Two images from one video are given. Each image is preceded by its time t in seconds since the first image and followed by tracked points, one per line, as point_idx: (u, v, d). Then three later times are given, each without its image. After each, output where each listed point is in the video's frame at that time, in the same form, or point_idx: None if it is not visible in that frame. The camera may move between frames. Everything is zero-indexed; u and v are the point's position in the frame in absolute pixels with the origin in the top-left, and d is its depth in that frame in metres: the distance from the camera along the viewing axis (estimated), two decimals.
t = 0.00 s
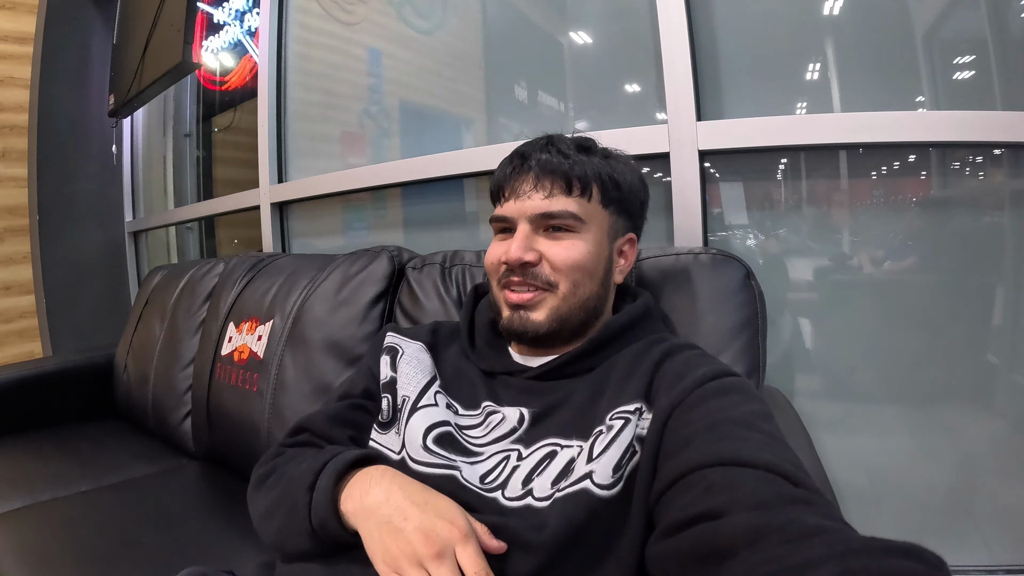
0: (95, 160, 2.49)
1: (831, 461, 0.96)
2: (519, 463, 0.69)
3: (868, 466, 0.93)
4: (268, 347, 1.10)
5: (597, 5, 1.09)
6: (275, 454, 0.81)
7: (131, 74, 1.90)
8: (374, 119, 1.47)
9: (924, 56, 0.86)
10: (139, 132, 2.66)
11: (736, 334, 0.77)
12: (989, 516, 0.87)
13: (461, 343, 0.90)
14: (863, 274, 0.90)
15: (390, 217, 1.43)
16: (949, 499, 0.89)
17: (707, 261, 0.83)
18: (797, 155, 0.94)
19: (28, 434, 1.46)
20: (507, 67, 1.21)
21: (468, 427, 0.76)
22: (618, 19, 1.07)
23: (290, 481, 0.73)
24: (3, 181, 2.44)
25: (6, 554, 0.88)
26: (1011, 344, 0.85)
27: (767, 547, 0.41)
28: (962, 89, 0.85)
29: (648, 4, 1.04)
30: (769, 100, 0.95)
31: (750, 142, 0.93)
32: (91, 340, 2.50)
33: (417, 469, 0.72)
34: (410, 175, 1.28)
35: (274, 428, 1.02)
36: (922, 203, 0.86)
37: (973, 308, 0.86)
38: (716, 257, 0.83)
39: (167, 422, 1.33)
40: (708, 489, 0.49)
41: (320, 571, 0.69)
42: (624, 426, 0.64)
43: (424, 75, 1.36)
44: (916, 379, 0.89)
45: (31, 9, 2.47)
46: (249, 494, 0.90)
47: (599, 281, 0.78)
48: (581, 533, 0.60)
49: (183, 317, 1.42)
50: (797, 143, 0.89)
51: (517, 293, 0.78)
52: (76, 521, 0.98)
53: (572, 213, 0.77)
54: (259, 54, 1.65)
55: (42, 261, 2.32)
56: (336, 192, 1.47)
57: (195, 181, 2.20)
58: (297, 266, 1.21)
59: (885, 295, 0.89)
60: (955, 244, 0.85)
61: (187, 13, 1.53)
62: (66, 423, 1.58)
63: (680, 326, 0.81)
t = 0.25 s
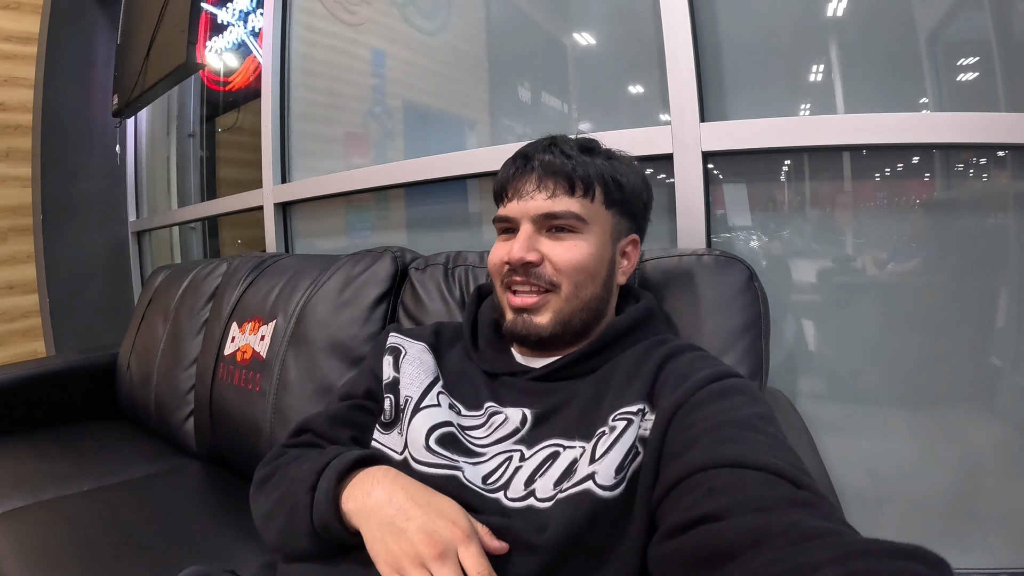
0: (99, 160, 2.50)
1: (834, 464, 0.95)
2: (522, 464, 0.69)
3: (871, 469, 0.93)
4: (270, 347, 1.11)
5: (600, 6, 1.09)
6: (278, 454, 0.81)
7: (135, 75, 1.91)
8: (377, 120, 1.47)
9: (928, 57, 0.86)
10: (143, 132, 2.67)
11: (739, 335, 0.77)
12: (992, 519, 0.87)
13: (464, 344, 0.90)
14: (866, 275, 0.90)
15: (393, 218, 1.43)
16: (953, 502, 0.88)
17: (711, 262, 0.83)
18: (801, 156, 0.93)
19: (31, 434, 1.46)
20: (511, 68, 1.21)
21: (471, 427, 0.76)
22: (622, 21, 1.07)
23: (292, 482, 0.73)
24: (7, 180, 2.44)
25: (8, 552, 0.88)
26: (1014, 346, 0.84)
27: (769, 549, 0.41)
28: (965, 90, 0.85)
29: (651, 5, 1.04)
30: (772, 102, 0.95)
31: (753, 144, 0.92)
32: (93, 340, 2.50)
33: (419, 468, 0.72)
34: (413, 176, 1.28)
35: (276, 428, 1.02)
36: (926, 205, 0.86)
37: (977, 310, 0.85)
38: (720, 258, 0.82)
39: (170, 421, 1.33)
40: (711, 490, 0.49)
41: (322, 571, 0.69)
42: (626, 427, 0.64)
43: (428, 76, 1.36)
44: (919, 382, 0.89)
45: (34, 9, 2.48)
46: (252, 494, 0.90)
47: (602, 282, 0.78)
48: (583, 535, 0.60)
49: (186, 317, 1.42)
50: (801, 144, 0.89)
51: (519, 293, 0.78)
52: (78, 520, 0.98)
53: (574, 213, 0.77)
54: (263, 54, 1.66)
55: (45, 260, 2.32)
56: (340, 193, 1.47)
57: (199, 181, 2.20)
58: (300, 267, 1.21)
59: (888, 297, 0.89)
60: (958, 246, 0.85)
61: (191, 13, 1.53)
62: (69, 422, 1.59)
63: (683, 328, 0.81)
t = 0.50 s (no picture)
0: (103, 160, 2.50)
1: (837, 466, 0.95)
2: (524, 465, 0.69)
3: (874, 471, 0.92)
4: (273, 347, 1.11)
5: (604, 7, 1.09)
6: (280, 454, 0.81)
7: (139, 75, 1.91)
8: (381, 121, 1.47)
9: (933, 59, 0.85)
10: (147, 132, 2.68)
11: (742, 337, 0.76)
12: (997, 523, 0.86)
13: (466, 345, 0.90)
14: (870, 277, 0.90)
15: (396, 218, 1.43)
16: (956, 505, 0.88)
17: (715, 264, 0.82)
18: (804, 158, 0.93)
19: (35, 433, 1.47)
20: (514, 69, 1.21)
21: (474, 428, 0.77)
22: (625, 22, 1.06)
23: (294, 484, 0.73)
24: (12, 180, 2.46)
25: (11, 551, 0.88)
26: (1018, 349, 0.84)
27: (772, 551, 0.41)
28: (970, 92, 0.84)
29: (655, 7, 1.03)
30: (776, 103, 0.95)
31: (757, 145, 0.92)
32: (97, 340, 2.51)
33: (421, 469, 0.72)
34: (416, 176, 1.28)
35: (279, 428, 1.02)
36: (930, 207, 0.86)
37: (981, 313, 0.85)
38: (724, 260, 0.82)
39: (172, 421, 1.33)
40: (713, 492, 0.49)
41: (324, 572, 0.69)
42: (629, 429, 0.64)
43: (431, 77, 1.36)
44: (923, 385, 0.89)
45: (39, 9, 2.49)
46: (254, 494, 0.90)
47: (605, 283, 0.78)
48: (585, 536, 0.59)
49: (190, 317, 1.42)
50: (805, 146, 0.89)
51: (522, 293, 0.78)
52: (81, 519, 0.98)
53: (578, 214, 0.77)
54: (267, 55, 1.66)
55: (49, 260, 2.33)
56: (343, 193, 1.47)
57: (202, 182, 2.21)
58: (303, 267, 1.21)
59: (892, 299, 0.89)
60: (963, 247, 0.85)
61: (195, 14, 1.53)
62: (72, 422, 1.59)
63: (687, 329, 0.81)
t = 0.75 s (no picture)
0: (106, 160, 2.51)
1: (839, 467, 0.95)
2: (525, 466, 0.69)
3: (875, 472, 0.92)
4: (276, 347, 1.11)
5: (607, 8, 1.09)
6: (282, 454, 0.81)
7: (143, 76, 1.92)
8: (384, 121, 1.47)
9: (936, 60, 0.85)
10: (150, 132, 2.69)
11: (744, 338, 0.76)
12: (1000, 526, 0.86)
13: (468, 345, 0.90)
14: (873, 279, 0.90)
15: (399, 219, 1.43)
16: (959, 507, 0.88)
17: (717, 265, 0.82)
18: (808, 159, 0.93)
19: (39, 432, 1.47)
20: (517, 70, 1.22)
21: (474, 429, 0.77)
22: (629, 23, 1.06)
23: (295, 483, 0.73)
24: (16, 180, 2.47)
25: (14, 549, 0.89)
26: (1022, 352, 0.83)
27: (772, 553, 0.41)
28: (973, 93, 0.84)
29: (658, 8, 1.03)
30: (779, 104, 0.95)
31: (760, 147, 0.92)
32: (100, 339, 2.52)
33: (422, 469, 0.72)
34: (419, 177, 1.29)
35: (281, 428, 1.02)
36: (933, 208, 0.86)
37: (985, 314, 0.84)
38: (726, 261, 0.82)
39: (175, 421, 1.33)
40: (714, 494, 0.49)
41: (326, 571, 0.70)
42: (630, 430, 0.64)
43: (435, 78, 1.36)
44: (925, 386, 0.88)
45: (44, 10, 2.50)
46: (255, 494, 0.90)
47: (607, 284, 0.77)
48: (586, 537, 0.59)
49: (192, 317, 1.43)
50: (807, 147, 0.89)
51: (524, 292, 0.78)
52: (83, 518, 0.98)
53: (580, 214, 0.77)
54: (270, 55, 1.67)
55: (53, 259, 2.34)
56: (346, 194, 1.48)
57: (206, 182, 2.22)
58: (306, 267, 1.21)
59: (894, 301, 0.89)
60: (966, 249, 0.84)
61: (198, 14, 1.54)
62: (76, 421, 1.59)
63: (688, 331, 0.81)
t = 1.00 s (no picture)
0: (110, 161, 2.52)
1: (841, 470, 0.95)
2: (525, 468, 0.69)
3: (877, 475, 0.92)
4: (278, 349, 1.11)
5: (611, 9, 1.09)
6: (282, 456, 0.81)
7: (147, 77, 1.92)
8: (388, 123, 1.47)
9: (941, 61, 0.85)
10: (154, 133, 2.69)
11: (745, 341, 0.76)
12: (1001, 528, 0.85)
13: (470, 347, 0.90)
14: (876, 280, 0.89)
15: (402, 220, 1.43)
16: (961, 510, 0.87)
17: (719, 268, 0.82)
18: (812, 161, 0.93)
19: (42, 432, 1.48)
20: (520, 72, 1.22)
21: (475, 431, 0.76)
22: (632, 24, 1.06)
23: (295, 485, 0.73)
24: (20, 181, 2.48)
25: (16, 548, 0.89)
26: None
27: (771, 556, 0.41)
28: (978, 94, 0.83)
29: (661, 9, 1.03)
30: (783, 106, 0.95)
31: (764, 148, 0.92)
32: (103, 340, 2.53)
33: (422, 471, 0.72)
34: (422, 179, 1.29)
35: (283, 429, 1.03)
36: (937, 209, 0.85)
37: (988, 317, 0.84)
38: (728, 264, 0.82)
39: (177, 421, 1.34)
40: (713, 497, 0.49)
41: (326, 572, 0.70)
42: (630, 433, 0.64)
43: (438, 79, 1.36)
44: (928, 389, 0.88)
45: (48, 11, 2.51)
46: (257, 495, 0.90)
47: (608, 286, 0.77)
48: (585, 540, 0.59)
49: (195, 318, 1.43)
50: (811, 149, 0.89)
51: (524, 294, 0.78)
52: (85, 518, 0.98)
53: (582, 216, 0.77)
54: (274, 56, 1.67)
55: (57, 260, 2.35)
56: (350, 195, 1.48)
57: (209, 183, 2.22)
58: (308, 269, 1.22)
59: (897, 303, 0.88)
60: (969, 251, 0.84)
61: (202, 16, 1.54)
62: (79, 421, 1.60)
63: (690, 334, 0.81)
